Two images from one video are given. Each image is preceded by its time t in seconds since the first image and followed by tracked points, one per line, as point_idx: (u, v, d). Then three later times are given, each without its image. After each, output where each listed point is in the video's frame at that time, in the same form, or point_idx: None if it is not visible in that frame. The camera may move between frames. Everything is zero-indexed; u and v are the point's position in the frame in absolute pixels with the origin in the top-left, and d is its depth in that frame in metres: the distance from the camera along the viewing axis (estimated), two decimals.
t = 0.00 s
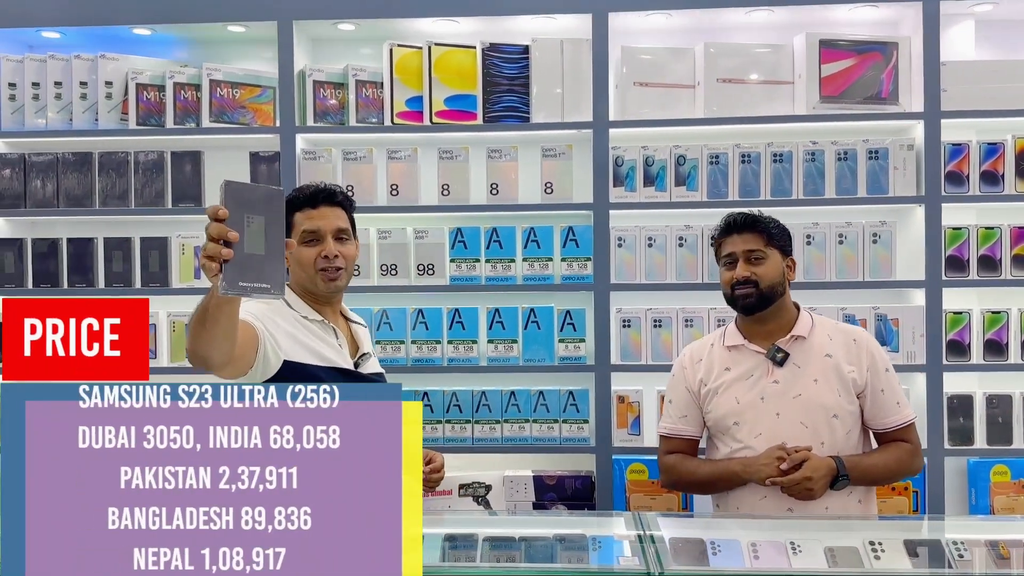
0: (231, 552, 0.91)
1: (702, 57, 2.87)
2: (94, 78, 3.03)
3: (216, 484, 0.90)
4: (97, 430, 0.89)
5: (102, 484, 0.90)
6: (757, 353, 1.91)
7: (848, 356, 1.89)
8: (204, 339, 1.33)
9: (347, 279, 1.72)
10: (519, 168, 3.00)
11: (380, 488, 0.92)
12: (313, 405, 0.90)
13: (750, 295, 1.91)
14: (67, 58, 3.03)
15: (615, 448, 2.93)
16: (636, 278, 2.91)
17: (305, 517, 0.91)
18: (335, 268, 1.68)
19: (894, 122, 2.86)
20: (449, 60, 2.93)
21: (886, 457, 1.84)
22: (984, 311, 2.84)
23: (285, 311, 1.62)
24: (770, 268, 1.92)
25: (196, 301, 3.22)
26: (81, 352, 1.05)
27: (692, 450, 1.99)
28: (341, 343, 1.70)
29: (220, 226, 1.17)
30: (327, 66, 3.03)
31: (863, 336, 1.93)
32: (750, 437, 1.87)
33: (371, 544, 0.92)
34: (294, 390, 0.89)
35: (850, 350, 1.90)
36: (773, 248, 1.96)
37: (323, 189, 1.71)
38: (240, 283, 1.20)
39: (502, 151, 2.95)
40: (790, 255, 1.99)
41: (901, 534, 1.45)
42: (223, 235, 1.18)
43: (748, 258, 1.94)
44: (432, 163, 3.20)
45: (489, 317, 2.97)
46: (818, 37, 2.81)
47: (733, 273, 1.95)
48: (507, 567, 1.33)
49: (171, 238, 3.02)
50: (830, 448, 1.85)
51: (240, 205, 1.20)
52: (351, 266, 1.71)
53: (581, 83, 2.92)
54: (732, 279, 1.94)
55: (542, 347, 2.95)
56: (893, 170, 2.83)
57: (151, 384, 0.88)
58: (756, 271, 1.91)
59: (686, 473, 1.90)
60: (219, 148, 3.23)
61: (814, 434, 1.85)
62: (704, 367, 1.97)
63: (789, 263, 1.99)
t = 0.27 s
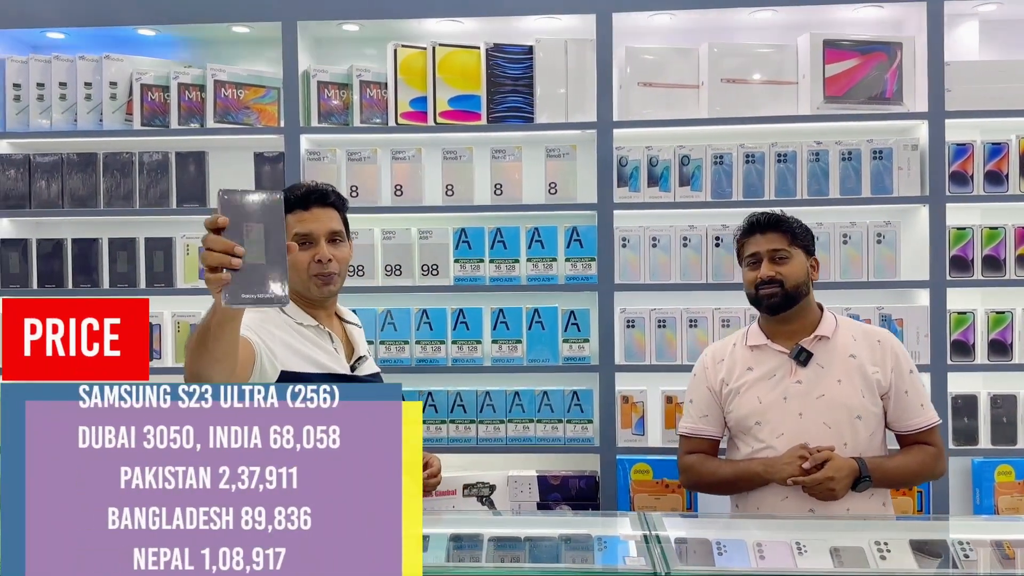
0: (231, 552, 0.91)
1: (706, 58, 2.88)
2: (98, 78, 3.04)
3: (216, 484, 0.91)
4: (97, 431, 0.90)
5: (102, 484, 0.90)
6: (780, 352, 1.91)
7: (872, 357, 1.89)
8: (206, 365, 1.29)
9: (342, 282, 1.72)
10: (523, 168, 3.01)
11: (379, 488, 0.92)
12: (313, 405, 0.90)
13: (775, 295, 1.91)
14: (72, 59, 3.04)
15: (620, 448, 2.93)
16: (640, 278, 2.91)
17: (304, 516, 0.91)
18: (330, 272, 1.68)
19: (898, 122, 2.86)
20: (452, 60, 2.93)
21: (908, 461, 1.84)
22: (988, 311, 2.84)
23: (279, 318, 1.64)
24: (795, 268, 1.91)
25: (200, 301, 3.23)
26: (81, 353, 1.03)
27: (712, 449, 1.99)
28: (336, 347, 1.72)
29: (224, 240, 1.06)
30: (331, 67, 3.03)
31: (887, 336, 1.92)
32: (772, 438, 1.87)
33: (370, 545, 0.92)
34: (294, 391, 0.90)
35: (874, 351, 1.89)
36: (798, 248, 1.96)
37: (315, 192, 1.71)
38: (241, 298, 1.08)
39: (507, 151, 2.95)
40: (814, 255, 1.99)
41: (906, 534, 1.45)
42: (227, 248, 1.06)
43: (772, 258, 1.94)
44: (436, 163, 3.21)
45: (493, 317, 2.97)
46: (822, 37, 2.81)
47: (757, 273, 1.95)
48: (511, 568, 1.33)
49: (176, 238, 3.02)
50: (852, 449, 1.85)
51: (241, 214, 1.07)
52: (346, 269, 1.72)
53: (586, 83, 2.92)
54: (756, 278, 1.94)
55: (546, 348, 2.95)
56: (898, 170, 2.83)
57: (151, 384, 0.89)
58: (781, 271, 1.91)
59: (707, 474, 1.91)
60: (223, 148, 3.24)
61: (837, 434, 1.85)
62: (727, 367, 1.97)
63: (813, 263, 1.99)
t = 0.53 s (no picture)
0: (230, 552, 0.91)
1: (707, 57, 2.88)
2: (99, 78, 3.04)
3: (216, 484, 0.91)
4: (97, 431, 0.90)
5: (102, 484, 0.90)
6: (819, 350, 1.87)
7: (913, 356, 1.84)
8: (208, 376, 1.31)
9: (338, 286, 1.72)
10: (524, 168, 3.01)
11: (379, 487, 0.92)
12: (313, 405, 0.90)
13: (817, 290, 1.85)
14: (73, 59, 3.04)
15: (621, 448, 2.92)
16: (642, 278, 2.91)
17: (305, 516, 0.91)
18: (325, 276, 1.67)
19: (899, 122, 2.86)
20: (453, 60, 2.93)
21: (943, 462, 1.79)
22: (990, 311, 2.84)
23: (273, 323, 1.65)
24: (838, 263, 1.86)
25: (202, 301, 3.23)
26: (81, 353, 1.03)
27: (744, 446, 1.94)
28: (332, 349, 1.72)
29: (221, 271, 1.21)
30: (333, 67, 3.03)
31: (927, 337, 1.88)
32: (807, 436, 1.84)
33: (370, 545, 0.92)
34: (294, 391, 0.90)
35: (914, 351, 1.85)
36: (841, 243, 1.91)
37: (310, 194, 1.71)
38: (241, 324, 1.24)
39: (508, 151, 2.95)
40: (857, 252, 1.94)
41: (909, 533, 1.45)
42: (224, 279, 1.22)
43: (816, 252, 1.88)
44: (437, 163, 3.21)
45: (494, 317, 2.97)
46: (823, 36, 2.81)
47: (799, 267, 1.90)
48: (514, 567, 1.33)
49: (177, 238, 3.02)
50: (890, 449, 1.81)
51: (235, 244, 1.21)
52: (342, 272, 1.71)
53: (587, 83, 2.92)
54: (798, 273, 1.89)
55: (547, 348, 2.95)
56: (899, 170, 2.83)
57: (151, 384, 0.89)
58: (824, 266, 1.85)
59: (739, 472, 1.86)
60: (224, 148, 3.24)
61: (874, 434, 1.81)
62: (761, 362, 1.93)
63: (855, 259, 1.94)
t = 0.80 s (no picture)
0: (230, 552, 0.91)
1: (707, 57, 2.88)
2: (99, 78, 3.03)
3: (216, 484, 0.91)
4: (97, 430, 0.90)
5: (102, 484, 0.90)
6: (862, 350, 1.85)
7: (959, 361, 1.82)
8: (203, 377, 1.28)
9: (333, 284, 1.73)
10: (523, 168, 3.01)
11: (378, 488, 0.92)
12: (313, 405, 0.90)
13: (865, 289, 1.83)
14: (72, 58, 3.03)
15: (621, 447, 2.92)
16: (641, 278, 2.91)
17: (305, 516, 0.91)
18: (319, 275, 1.68)
19: (898, 121, 2.86)
20: (453, 60, 2.93)
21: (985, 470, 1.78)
22: (989, 310, 2.84)
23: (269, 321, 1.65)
24: (888, 263, 1.83)
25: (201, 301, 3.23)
26: (81, 353, 1.02)
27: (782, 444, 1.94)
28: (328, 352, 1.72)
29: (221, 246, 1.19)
30: (332, 66, 3.03)
31: (974, 342, 1.85)
32: (847, 437, 1.82)
33: (370, 545, 0.92)
34: (294, 391, 0.90)
35: (961, 356, 1.83)
36: (891, 242, 1.88)
37: (304, 193, 1.72)
38: (218, 301, 1.18)
39: (507, 151, 2.95)
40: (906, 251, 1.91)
41: (909, 532, 1.45)
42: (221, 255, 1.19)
43: (865, 251, 1.86)
44: (437, 162, 3.21)
45: (494, 316, 2.97)
46: (823, 36, 2.81)
47: (847, 266, 1.87)
48: (513, 567, 1.32)
49: (176, 238, 3.02)
50: (931, 454, 1.79)
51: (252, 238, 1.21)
52: (337, 270, 1.72)
53: (586, 83, 2.92)
54: (846, 271, 1.86)
55: (547, 347, 2.95)
56: (898, 169, 2.83)
57: (151, 384, 0.89)
58: (873, 266, 1.83)
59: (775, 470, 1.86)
60: (224, 148, 3.24)
61: (916, 437, 1.79)
62: (804, 360, 1.91)
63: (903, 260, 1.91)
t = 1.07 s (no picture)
0: (230, 552, 0.91)
1: (706, 56, 2.88)
2: (98, 77, 3.03)
3: (216, 484, 0.90)
4: (97, 431, 0.90)
5: (102, 484, 0.90)
6: (896, 354, 1.85)
7: (995, 370, 1.80)
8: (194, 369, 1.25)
9: (342, 283, 1.74)
10: (523, 167, 3.01)
11: (378, 487, 0.92)
12: (313, 405, 0.90)
13: (902, 293, 1.82)
14: (71, 58, 3.03)
15: (621, 447, 2.92)
16: (641, 277, 2.91)
17: (305, 516, 0.91)
18: (328, 273, 1.69)
19: (898, 121, 2.86)
20: (453, 60, 2.93)
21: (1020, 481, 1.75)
22: (989, 310, 2.84)
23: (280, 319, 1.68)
24: (926, 266, 1.83)
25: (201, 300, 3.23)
26: (81, 353, 1.00)
27: (817, 445, 1.96)
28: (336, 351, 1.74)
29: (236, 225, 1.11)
30: (332, 66, 3.03)
31: (1015, 351, 1.82)
32: (875, 441, 1.83)
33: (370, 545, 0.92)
34: (294, 391, 0.90)
35: (999, 365, 1.81)
36: (931, 246, 1.87)
37: (313, 191, 1.73)
38: (209, 291, 1.06)
39: (507, 151, 2.95)
40: (947, 256, 1.90)
41: (908, 531, 1.45)
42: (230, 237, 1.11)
43: (903, 254, 1.85)
44: (437, 162, 3.21)
45: (494, 316, 2.97)
46: (822, 36, 2.81)
47: (885, 269, 1.87)
48: (514, 567, 1.32)
49: (175, 238, 3.02)
50: (959, 461, 1.78)
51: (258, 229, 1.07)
52: (346, 269, 1.73)
53: (586, 83, 2.92)
54: (884, 275, 1.86)
55: (547, 347, 2.95)
56: (897, 169, 2.83)
57: (151, 385, 0.89)
58: (912, 269, 1.82)
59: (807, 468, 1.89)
60: (224, 148, 3.24)
61: (945, 444, 1.78)
62: (838, 362, 1.93)
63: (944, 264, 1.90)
